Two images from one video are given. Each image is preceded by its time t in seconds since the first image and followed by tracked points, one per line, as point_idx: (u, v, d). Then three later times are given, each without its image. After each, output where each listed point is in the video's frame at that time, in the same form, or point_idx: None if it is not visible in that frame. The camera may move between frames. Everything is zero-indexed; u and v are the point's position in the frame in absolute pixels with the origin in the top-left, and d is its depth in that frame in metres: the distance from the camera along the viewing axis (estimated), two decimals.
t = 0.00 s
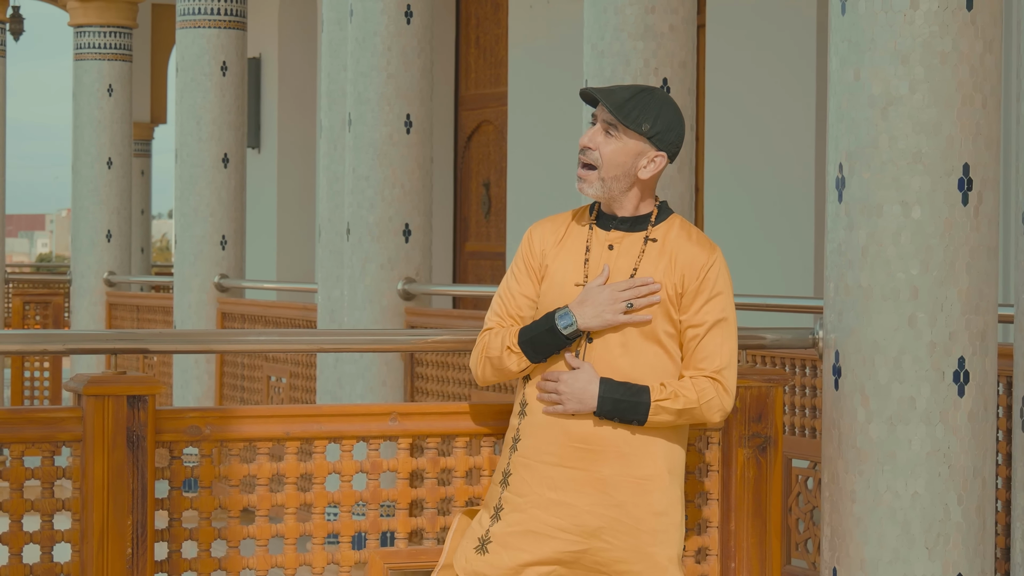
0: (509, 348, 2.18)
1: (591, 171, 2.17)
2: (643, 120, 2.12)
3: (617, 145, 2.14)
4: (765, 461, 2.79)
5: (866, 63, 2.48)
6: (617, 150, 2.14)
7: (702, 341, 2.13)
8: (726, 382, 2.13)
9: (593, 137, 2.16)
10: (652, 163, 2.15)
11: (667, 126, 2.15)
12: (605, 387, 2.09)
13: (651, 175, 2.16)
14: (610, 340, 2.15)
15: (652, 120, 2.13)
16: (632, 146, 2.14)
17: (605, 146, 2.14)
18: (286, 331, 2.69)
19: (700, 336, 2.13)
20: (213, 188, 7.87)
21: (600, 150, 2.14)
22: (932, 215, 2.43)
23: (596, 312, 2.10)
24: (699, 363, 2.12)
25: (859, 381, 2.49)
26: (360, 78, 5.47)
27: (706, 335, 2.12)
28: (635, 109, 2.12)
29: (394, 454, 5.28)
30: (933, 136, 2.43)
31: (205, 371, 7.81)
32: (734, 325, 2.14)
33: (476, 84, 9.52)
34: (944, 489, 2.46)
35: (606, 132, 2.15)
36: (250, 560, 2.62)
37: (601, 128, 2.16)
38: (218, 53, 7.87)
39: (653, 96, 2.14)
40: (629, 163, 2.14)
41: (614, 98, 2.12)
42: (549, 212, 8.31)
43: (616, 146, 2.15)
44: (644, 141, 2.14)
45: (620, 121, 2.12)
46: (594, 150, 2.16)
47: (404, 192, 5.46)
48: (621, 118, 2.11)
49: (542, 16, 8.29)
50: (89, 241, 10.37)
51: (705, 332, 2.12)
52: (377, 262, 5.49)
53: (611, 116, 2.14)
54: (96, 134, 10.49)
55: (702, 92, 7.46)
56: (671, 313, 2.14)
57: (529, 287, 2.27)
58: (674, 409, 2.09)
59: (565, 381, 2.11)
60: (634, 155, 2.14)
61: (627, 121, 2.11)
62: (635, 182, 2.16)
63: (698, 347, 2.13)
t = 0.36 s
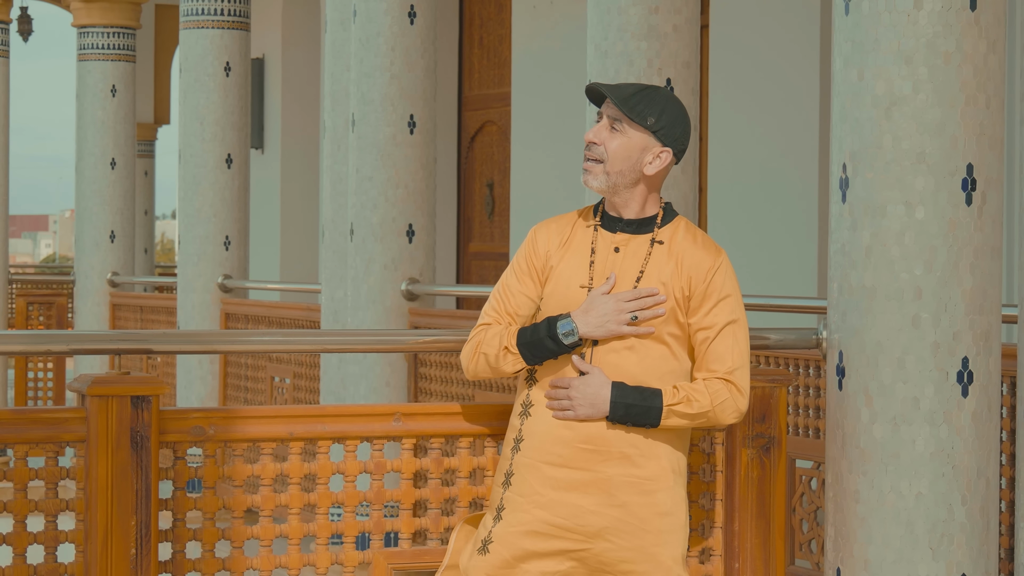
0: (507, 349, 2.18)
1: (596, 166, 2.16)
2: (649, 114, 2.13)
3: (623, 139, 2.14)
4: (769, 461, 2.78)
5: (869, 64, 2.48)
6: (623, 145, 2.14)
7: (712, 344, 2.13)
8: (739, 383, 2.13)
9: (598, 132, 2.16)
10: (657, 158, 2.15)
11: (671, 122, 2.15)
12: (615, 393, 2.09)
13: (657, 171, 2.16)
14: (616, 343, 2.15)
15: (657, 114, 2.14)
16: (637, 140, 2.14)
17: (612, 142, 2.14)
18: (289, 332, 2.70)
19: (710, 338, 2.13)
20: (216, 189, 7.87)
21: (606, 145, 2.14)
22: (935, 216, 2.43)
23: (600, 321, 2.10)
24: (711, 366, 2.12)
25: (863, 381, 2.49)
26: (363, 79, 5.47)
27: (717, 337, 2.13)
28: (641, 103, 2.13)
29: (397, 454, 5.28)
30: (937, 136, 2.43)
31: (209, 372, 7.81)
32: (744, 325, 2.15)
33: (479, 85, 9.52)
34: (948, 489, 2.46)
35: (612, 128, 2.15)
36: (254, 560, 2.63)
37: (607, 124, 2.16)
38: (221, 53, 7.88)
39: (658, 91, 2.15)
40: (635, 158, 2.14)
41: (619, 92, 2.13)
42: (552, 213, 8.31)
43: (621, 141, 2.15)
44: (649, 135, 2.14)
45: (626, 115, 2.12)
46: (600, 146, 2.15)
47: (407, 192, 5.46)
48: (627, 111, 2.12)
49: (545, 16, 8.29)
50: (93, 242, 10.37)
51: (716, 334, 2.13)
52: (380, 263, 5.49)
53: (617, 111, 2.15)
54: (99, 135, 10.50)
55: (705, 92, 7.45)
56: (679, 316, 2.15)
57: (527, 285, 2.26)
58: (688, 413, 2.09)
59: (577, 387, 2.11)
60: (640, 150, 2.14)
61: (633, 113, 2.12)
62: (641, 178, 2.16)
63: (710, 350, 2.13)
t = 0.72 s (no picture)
0: (520, 360, 2.17)
1: (631, 163, 2.15)
2: (670, 105, 2.17)
3: (652, 132, 2.15)
4: (771, 460, 2.78)
5: (873, 64, 2.48)
6: (652, 138, 2.15)
7: (717, 347, 2.14)
8: (740, 388, 2.14)
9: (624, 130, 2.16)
10: (676, 149, 2.20)
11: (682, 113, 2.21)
12: (620, 391, 2.10)
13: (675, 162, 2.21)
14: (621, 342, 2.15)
15: (675, 105, 2.18)
16: (662, 133, 2.17)
17: (639, 136, 2.15)
18: (293, 331, 2.70)
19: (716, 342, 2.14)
20: (220, 189, 7.87)
21: (638, 140, 2.14)
22: (938, 215, 2.43)
23: (605, 324, 2.11)
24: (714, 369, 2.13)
25: (866, 381, 2.49)
26: (367, 79, 5.48)
27: (721, 341, 2.14)
28: (663, 95, 2.16)
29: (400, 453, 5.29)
30: (940, 136, 2.43)
31: (212, 372, 7.81)
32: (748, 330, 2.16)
33: (482, 84, 9.52)
34: (951, 489, 2.46)
35: (635, 123, 2.16)
36: (257, 559, 2.63)
37: (628, 121, 2.16)
38: (224, 53, 7.88)
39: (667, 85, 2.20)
40: (663, 150, 2.17)
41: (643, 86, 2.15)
42: (556, 212, 8.32)
43: (647, 135, 2.16)
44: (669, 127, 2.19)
45: (655, 107, 2.14)
46: (629, 143, 2.15)
47: (411, 192, 5.47)
48: (656, 103, 2.14)
49: (548, 16, 8.30)
50: (96, 242, 10.38)
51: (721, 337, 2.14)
52: (383, 262, 5.49)
53: (639, 107, 2.16)
54: (103, 135, 10.51)
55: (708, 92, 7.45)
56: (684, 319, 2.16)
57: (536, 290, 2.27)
58: (690, 415, 2.10)
59: (580, 387, 2.11)
60: (665, 142, 2.17)
61: (661, 104, 2.14)
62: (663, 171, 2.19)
63: (714, 353, 2.14)
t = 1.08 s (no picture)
0: (539, 373, 2.14)
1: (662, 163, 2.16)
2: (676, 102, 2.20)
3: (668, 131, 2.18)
4: (773, 460, 2.78)
5: (875, 63, 2.48)
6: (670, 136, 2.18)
7: (727, 336, 2.18)
8: (750, 375, 2.18)
9: (649, 132, 2.15)
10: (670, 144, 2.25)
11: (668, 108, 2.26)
12: (643, 388, 2.10)
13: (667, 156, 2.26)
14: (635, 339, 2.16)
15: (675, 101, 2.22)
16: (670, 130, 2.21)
17: (663, 137, 2.16)
18: (294, 331, 2.70)
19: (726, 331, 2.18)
20: (222, 188, 7.88)
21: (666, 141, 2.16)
22: (939, 215, 2.43)
23: (623, 324, 2.11)
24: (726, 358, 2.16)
25: (868, 381, 2.49)
26: (368, 78, 5.48)
27: (731, 330, 2.18)
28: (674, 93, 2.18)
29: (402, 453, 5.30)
30: (942, 135, 2.43)
31: (214, 371, 7.82)
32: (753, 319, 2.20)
33: (485, 84, 9.53)
34: (953, 488, 2.46)
35: (654, 124, 2.17)
36: (259, 559, 2.63)
37: (648, 122, 2.16)
38: (227, 52, 7.89)
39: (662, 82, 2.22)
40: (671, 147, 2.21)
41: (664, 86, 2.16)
42: (558, 212, 8.32)
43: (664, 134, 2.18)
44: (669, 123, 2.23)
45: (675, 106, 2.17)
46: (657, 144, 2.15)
47: (413, 191, 5.47)
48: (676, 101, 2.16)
49: (550, 15, 8.30)
50: (99, 241, 10.39)
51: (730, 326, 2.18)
52: (385, 262, 5.50)
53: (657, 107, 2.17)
54: (105, 134, 10.53)
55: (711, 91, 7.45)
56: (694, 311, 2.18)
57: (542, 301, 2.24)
58: (710, 405, 2.12)
59: (599, 388, 2.11)
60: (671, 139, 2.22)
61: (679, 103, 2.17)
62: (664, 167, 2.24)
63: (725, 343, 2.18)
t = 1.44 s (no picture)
0: (516, 384, 2.15)
1: (631, 170, 2.14)
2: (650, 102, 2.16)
3: (640, 133, 2.15)
4: (774, 459, 2.78)
5: (875, 61, 2.48)
6: (642, 139, 2.15)
7: (728, 327, 2.18)
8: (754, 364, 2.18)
9: (615, 141, 2.13)
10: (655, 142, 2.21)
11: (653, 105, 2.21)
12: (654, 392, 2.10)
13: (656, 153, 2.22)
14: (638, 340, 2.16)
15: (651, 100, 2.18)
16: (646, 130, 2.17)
17: (631, 143, 2.14)
18: (294, 330, 2.70)
19: (727, 323, 2.18)
20: (223, 187, 7.88)
21: (632, 147, 2.13)
22: (940, 213, 2.43)
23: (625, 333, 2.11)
24: (729, 351, 2.17)
25: (868, 380, 2.49)
26: (370, 77, 5.48)
27: (732, 322, 2.18)
28: (643, 94, 2.14)
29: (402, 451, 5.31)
30: (942, 133, 2.43)
31: (215, 370, 7.83)
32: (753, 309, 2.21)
33: (486, 83, 9.53)
34: (953, 486, 2.46)
35: (622, 130, 2.14)
36: (260, 557, 2.63)
37: (615, 129, 2.14)
38: (228, 51, 7.88)
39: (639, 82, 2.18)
40: (649, 148, 2.17)
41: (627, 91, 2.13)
42: (559, 211, 8.32)
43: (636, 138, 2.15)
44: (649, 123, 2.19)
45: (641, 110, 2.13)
46: (624, 152, 2.13)
47: (414, 190, 5.47)
48: (641, 105, 2.13)
49: (551, 14, 8.30)
50: (100, 240, 10.39)
51: (731, 318, 2.18)
52: (386, 261, 5.50)
53: (625, 112, 2.14)
54: (107, 133, 10.53)
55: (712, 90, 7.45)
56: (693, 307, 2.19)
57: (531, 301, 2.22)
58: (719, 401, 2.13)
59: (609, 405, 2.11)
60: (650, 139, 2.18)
61: (646, 105, 2.13)
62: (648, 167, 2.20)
63: (727, 335, 2.18)
